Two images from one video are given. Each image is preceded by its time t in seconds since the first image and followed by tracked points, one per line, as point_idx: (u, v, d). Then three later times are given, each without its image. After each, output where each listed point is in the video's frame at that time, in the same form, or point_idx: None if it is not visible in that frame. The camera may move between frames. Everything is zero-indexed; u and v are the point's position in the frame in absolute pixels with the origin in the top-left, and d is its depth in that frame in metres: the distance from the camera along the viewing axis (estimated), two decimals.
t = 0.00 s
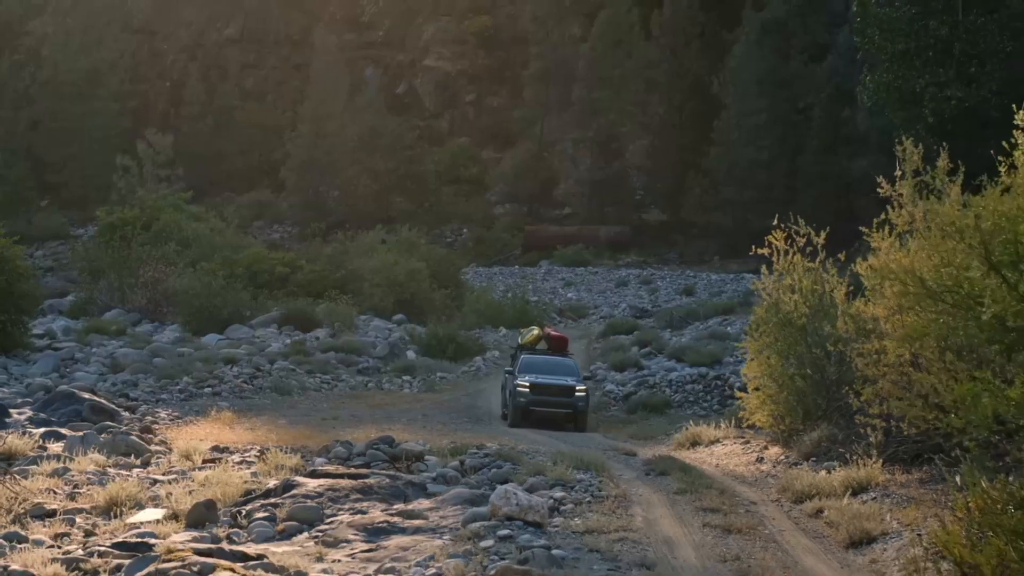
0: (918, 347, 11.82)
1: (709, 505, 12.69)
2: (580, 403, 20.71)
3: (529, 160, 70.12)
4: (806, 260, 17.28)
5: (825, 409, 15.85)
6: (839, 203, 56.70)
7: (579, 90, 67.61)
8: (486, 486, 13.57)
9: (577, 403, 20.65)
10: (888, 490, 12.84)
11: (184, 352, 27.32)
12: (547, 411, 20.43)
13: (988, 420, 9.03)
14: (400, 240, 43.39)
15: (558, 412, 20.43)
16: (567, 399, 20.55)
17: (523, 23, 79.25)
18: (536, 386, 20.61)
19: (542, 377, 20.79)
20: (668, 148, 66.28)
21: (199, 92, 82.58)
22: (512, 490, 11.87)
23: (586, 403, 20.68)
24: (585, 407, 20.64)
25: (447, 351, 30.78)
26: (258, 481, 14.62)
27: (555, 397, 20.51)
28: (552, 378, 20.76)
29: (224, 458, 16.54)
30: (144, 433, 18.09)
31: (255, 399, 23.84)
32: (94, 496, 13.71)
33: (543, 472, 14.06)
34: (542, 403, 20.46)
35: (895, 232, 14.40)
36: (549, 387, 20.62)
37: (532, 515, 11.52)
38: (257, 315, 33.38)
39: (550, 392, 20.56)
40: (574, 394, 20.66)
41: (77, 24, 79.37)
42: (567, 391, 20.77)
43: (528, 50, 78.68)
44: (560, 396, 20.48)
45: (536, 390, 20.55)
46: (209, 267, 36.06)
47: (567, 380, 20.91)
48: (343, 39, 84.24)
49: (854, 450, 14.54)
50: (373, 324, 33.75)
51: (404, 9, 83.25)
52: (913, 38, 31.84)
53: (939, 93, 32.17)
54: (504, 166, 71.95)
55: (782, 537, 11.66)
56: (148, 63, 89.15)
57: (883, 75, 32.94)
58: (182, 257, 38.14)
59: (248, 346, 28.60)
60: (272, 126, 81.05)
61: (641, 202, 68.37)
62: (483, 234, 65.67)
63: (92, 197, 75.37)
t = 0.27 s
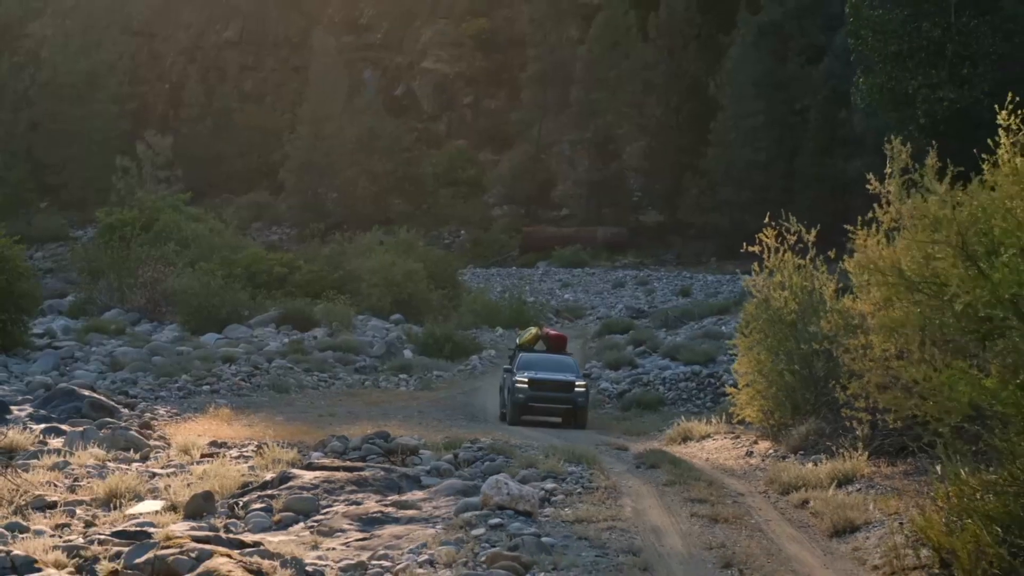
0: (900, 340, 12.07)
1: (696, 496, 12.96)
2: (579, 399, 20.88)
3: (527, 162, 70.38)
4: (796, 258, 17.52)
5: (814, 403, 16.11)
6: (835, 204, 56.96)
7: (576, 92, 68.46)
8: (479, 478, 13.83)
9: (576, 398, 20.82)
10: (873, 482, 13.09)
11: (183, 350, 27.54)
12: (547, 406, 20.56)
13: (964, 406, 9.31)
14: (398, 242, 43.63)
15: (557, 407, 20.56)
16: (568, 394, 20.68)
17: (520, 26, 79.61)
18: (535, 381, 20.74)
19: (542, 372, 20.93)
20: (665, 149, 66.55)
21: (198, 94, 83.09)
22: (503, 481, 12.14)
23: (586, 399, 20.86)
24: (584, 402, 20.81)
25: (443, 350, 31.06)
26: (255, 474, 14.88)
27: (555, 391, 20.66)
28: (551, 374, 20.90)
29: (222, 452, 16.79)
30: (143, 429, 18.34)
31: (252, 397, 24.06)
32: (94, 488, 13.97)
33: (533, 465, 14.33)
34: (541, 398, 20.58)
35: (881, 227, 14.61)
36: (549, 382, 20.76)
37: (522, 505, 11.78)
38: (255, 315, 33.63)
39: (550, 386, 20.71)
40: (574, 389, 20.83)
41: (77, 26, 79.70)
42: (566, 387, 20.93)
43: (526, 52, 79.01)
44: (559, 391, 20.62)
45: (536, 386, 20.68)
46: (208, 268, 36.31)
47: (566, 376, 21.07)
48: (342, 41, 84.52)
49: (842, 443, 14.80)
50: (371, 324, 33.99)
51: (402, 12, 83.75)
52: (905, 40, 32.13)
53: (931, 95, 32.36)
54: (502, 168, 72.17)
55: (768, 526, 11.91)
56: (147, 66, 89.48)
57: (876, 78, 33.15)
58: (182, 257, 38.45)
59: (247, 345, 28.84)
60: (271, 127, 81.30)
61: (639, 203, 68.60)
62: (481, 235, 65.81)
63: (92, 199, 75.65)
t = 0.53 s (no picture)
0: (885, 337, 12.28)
1: (687, 491, 13.20)
2: (580, 398, 20.94)
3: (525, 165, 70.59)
4: (788, 258, 17.70)
5: (804, 402, 16.36)
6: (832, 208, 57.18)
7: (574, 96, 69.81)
8: (474, 475, 14.06)
9: (577, 397, 20.89)
10: (860, 478, 13.32)
11: (182, 352, 27.79)
12: (548, 405, 20.63)
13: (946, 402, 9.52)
14: (396, 244, 43.88)
15: (559, 406, 20.60)
16: (570, 393, 20.72)
17: (519, 30, 79.86)
18: (536, 380, 20.80)
19: (542, 372, 21.00)
20: (663, 153, 66.77)
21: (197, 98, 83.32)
22: (496, 476, 12.36)
23: (587, 398, 20.92)
24: (586, 402, 20.87)
25: (441, 352, 31.27)
26: (253, 472, 15.09)
27: (556, 390, 20.71)
28: (552, 373, 20.96)
29: (221, 451, 17.00)
30: (143, 428, 18.57)
31: (251, 397, 24.31)
32: (94, 485, 14.19)
33: (526, 461, 14.58)
34: (543, 397, 20.64)
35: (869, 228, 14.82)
36: (549, 382, 20.82)
37: (516, 499, 12.00)
38: (254, 317, 33.86)
39: (550, 386, 20.77)
40: (575, 388, 20.89)
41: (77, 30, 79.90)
42: (566, 387, 20.99)
43: (524, 57, 79.28)
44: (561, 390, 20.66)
45: (536, 386, 20.73)
46: (207, 270, 36.56)
47: (567, 376, 21.13)
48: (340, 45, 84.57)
49: (831, 441, 15.05)
50: (369, 326, 34.19)
51: (401, 15, 83.87)
52: (899, 44, 32.31)
53: (924, 98, 32.53)
54: (500, 171, 72.39)
55: (757, 521, 12.14)
56: (146, 70, 89.67)
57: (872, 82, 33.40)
58: (181, 259, 38.71)
59: (246, 346, 29.14)
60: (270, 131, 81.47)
61: (636, 207, 68.82)
62: (479, 239, 66.02)
63: (92, 202, 75.94)
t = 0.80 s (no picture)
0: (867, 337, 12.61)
1: (678, 488, 13.48)
2: (587, 404, 20.64)
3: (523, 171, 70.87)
4: (779, 261, 17.96)
5: (795, 401, 16.64)
6: (827, 214, 57.52)
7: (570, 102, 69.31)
8: (469, 472, 14.34)
9: (585, 403, 20.59)
10: (847, 475, 13.60)
11: (182, 355, 28.07)
12: (554, 411, 20.33)
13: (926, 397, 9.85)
14: (395, 250, 44.18)
15: (566, 412, 20.31)
16: (577, 399, 20.36)
17: (517, 37, 80.21)
18: (542, 386, 20.53)
19: (549, 377, 20.71)
20: (661, 159, 67.10)
21: (196, 104, 83.60)
22: (490, 472, 12.68)
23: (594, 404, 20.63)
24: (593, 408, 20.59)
25: (438, 356, 31.56)
26: (253, 471, 15.38)
27: (564, 397, 20.41)
28: (557, 378, 20.61)
29: (220, 451, 17.28)
30: (143, 429, 18.84)
31: (250, 399, 24.60)
32: (97, 483, 14.46)
33: (519, 460, 14.85)
34: (550, 403, 20.36)
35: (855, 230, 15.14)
36: (556, 387, 20.53)
37: (509, 495, 12.31)
38: (252, 321, 34.12)
39: (557, 392, 20.44)
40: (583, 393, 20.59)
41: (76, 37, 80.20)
42: (572, 392, 20.69)
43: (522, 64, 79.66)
44: (566, 395, 20.38)
45: (541, 391, 20.44)
46: (207, 274, 36.83)
47: (573, 382, 20.80)
48: (339, 51, 84.85)
49: (820, 440, 15.32)
50: (367, 330, 34.48)
51: (400, 22, 84.19)
52: (893, 51, 31.67)
53: (918, 103, 31.63)
54: (499, 177, 72.69)
55: (745, 516, 12.42)
56: (146, 76, 89.96)
57: (866, 90, 32.85)
58: (181, 265, 38.97)
59: (245, 350, 29.43)
60: (269, 137, 81.79)
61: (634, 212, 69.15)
62: (478, 245, 66.31)
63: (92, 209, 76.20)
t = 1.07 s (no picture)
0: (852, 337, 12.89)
1: (670, 485, 13.70)
2: (592, 405, 20.62)
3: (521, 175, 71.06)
4: (771, 263, 18.22)
5: (787, 400, 16.86)
6: (825, 217, 57.61)
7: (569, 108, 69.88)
8: (464, 470, 14.57)
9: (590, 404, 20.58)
10: (837, 472, 13.85)
11: (182, 357, 28.31)
12: (558, 412, 20.28)
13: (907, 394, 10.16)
14: (393, 254, 44.40)
15: (571, 413, 20.25)
16: (582, 400, 20.33)
17: (515, 42, 80.49)
18: (546, 388, 20.51)
19: (552, 380, 20.70)
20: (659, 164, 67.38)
21: (196, 110, 83.96)
22: (486, 469, 12.93)
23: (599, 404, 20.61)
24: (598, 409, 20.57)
25: (436, 358, 31.81)
26: (252, 469, 15.62)
27: (568, 398, 20.38)
28: (561, 379, 20.59)
29: (220, 450, 17.53)
30: (144, 429, 19.09)
31: (250, 400, 24.85)
32: (99, 481, 14.68)
33: (512, 458, 15.07)
34: (554, 405, 20.30)
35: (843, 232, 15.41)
36: (560, 389, 20.50)
37: (504, 490, 12.56)
38: (251, 324, 34.38)
39: (561, 393, 20.40)
40: (587, 395, 20.58)
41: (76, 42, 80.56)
42: (577, 394, 20.71)
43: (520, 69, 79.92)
44: (571, 396, 20.36)
45: (545, 392, 20.43)
46: (206, 277, 37.07)
47: (577, 383, 20.81)
48: (338, 57, 85.12)
49: (811, 438, 15.55)
50: (366, 333, 34.71)
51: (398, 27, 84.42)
52: (887, 55, 31.04)
53: (912, 108, 30.97)
54: (498, 182, 72.88)
55: (736, 512, 12.65)
56: (146, 81, 90.30)
57: (859, 94, 32.20)
58: (181, 268, 39.20)
59: (244, 352, 29.69)
60: (268, 142, 82.06)
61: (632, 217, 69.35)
62: (476, 249, 66.50)
63: (92, 213, 76.48)
